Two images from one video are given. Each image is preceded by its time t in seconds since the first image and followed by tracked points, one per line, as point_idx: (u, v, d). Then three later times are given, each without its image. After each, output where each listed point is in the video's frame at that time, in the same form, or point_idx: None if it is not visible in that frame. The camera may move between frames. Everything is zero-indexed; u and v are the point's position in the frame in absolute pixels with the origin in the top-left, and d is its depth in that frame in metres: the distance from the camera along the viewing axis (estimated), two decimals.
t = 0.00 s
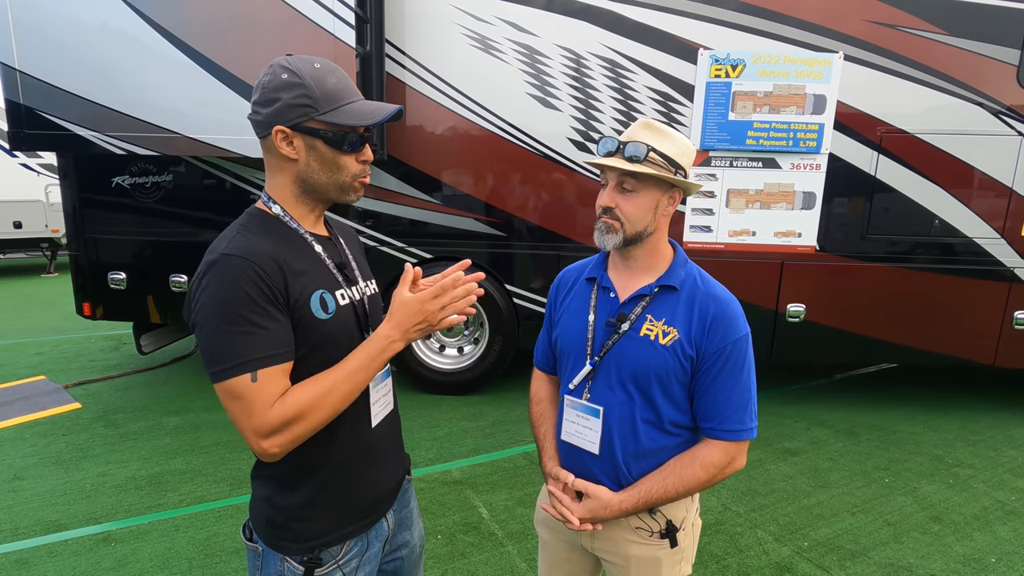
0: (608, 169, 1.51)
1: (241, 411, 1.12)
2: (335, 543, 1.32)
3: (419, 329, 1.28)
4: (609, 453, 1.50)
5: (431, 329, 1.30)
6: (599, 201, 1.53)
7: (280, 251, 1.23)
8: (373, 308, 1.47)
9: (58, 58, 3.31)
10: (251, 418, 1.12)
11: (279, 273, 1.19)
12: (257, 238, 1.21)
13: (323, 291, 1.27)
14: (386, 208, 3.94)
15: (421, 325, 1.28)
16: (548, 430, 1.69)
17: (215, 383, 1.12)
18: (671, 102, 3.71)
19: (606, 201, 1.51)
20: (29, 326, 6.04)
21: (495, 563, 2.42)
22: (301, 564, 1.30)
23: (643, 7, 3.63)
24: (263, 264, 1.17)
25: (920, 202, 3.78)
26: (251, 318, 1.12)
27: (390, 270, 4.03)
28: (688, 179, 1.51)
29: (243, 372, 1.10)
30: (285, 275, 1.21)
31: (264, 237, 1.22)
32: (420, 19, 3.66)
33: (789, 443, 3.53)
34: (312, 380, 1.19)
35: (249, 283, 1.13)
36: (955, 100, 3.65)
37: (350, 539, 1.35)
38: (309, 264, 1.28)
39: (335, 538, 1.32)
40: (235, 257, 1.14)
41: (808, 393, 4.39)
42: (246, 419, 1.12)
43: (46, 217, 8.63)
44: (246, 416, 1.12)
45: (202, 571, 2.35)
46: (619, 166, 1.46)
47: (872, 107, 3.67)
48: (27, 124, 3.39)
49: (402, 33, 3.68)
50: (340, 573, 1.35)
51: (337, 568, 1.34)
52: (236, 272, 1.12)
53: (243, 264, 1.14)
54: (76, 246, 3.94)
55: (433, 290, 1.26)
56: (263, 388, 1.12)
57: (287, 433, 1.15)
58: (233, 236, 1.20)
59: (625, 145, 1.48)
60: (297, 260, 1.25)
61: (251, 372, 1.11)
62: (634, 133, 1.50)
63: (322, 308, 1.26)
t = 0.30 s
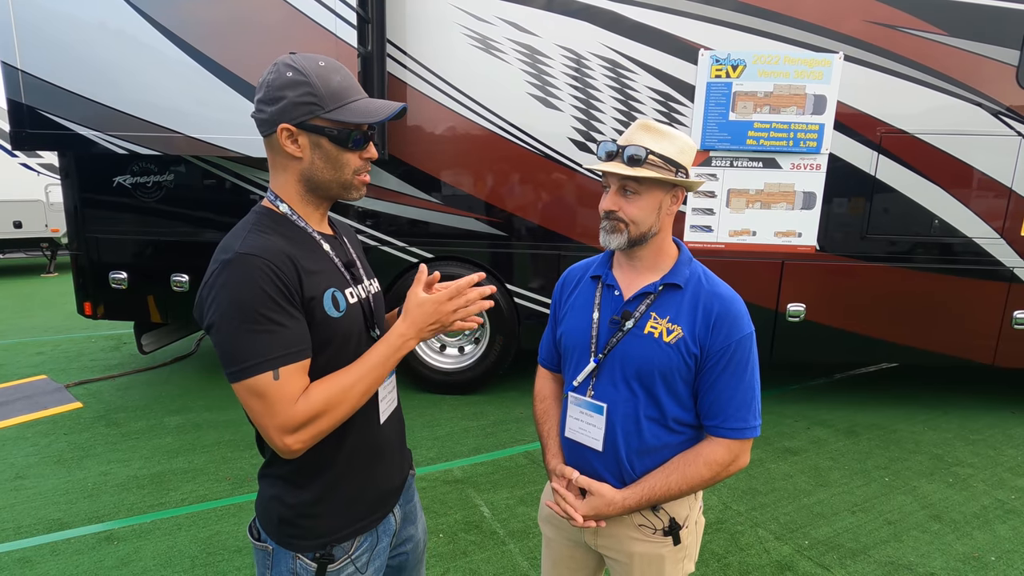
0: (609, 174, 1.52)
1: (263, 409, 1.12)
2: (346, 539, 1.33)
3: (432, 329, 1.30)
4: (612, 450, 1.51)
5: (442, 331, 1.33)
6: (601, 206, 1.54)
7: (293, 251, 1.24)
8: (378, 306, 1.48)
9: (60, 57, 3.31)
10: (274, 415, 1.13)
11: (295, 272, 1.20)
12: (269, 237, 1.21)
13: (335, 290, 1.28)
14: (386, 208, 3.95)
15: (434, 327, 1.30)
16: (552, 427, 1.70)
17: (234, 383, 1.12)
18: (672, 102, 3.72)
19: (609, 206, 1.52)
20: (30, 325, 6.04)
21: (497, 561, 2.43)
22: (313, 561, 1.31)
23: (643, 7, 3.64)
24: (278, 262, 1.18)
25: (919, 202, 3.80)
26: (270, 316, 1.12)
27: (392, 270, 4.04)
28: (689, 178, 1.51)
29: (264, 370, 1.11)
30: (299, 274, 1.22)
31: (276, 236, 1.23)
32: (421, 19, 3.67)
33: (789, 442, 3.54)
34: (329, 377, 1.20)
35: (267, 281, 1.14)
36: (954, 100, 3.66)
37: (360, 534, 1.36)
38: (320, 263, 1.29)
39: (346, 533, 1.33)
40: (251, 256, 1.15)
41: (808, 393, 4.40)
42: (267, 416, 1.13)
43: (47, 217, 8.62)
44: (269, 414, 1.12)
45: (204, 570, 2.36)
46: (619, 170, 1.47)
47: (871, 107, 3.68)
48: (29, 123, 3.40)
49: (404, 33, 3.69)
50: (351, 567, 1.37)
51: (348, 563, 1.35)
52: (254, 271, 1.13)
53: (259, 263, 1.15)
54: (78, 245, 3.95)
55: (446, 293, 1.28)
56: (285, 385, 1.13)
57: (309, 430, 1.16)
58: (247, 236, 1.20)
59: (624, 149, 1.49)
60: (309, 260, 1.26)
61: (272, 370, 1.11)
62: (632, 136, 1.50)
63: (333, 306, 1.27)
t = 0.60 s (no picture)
0: (618, 166, 1.53)
1: (270, 407, 1.13)
2: (353, 537, 1.34)
3: (440, 337, 1.31)
4: (616, 449, 1.51)
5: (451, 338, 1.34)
6: (608, 198, 1.55)
7: (303, 251, 1.24)
8: (384, 306, 1.49)
9: (62, 58, 3.32)
10: (281, 414, 1.13)
11: (305, 273, 1.21)
12: (280, 237, 1.22)
13: (344, 291, 1.29)
14: (388, 208, 3.96)
15: (443, 334, 1.31)
16: (555, 427, 1.71)
17: (244, 382, 1.13)
18: (673, 102, 3.73)
19: (615, 197, 1.53)
20: (32, 325, 6.06)
21: (500, 560, 2.44)
22: (321, 559, 1.31)
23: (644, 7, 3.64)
24: (289, 262, 1.19)
25: (921, 202, 3.80)
26: (280, 317, 1.13)
27: (394, 269, 4.05)
28: (695, 176, 1.53)
29: (272, 369, 1.11)
30: (309, 274, 1.22)
31: (286, 236, 1.24)
32: (423, 20, 3.68)
33: (790, 441, 3.55)
34: (337, 378, 1.21)
35: (277, 281, 1.14)
36: (955, 100, 3.67)
37: (368, 532, 1.37)
38: (329, 263, 1.30)
39: (354, 531, 1.34)
40: (262, 256, 1.16)
41: (810, 392, 4.41)
42: (275, 415, 1.13)
43: (49, 217, 8.63)
44: (276, 413, 1.13)
45: (208, 568, 2.37)
46: (628, 162, 1.48)
47: (873, 107, 3.68)
48: (32, 123, 3.40)
49: (406, 33, 3.70)
50: (359, 565, 1.37)
51: (356, 561, 1.36)
52: (265, 271, 1.14)
53: (270, 263, 1.15)
54: (80, 245, 3.96)
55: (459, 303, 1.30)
56: (294, 384, 1.13)
57: (316, 430, 1.17)
58: (259, 237, 1.21)
59: (634, 142, 1.49)
60: (319, 260, 1.27)
61: (281, 370, 1.12)
62: (643, 131, 1.51)
63: (342, 307, 1.28)
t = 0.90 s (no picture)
0: (614, 175, 1.54)
1: (271, 405, 1.14)
2: (357, 535, 1.34)
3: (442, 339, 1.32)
4: (618, 447, 1.52)
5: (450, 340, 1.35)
6: (608, 206, 1.55)
7: (307, 251, 1.25)
8: (390, 304, 1.49)
9: (65, 58, 3.33)
10: (282, 411, 1.14)
11: (308, 272, 1.22)
12: (284, 236, 1.23)
13: (347, 290, 1.30)
14: (390, 208, 3.97)
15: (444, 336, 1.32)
16: (558, 425, 1.71)
17: (245, 380, 1.14)
18: (675, 102, 3.73)
19: (615, 206, 1.54)
20: (35, 324, 6.08)
21: (502, 558, 2.44)
22: (324, 556, 1.32)
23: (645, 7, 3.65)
24: (292, 261, 1.19)
25: (922, 202, 3.80)
26: (281, 316, 1.14)
27: (396, 269, 4.06)
28: (694, 177, 1.53)
29: (272, 368, 1.12)
30: (312, 274, 1.23)
31: (290, 235, 1.25)
32: (425, 20, 3.68)
33: (792, 441, 3.55)
34: (339, 377, 1.22)
35: (279, 280, 1.15)
36: (957, 100, 3.67)
37: (372, 530, 1.37)
38: (333, 263, 1.30)
39: (358, 529, 1.34)
40: (266, 256, 1.16)
41: (811, 392, 4.41)
42: (277, 412, 1.14)
43: (51, 217, 8.63)
44: (277, 410, 1.14)
45: (212, 566, 2.38)
46: (624, 172, 1.49)
47: (875, 106, 3.69)
48: (36, 123, 3.42)
49: (407, 34, 3.70)
50: (362, 563, 1.38)
51: (359, 558, 1.36)
52: (268, 271, 1.15)
53: (273, 262, 1.16)
54: (83, 245, 3.97)
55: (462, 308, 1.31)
56: (294, 383, 1.14)
57: (317, 428, 1.18)
58: (264, 236, 1.22)
59: (628, 149, 1.50)
60: (323, 260, 1.28)
61: (281, 368, 1.13)
62: (635, 137, 1.52)
63: (344, 306, 1.29)
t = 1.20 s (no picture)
0: (617, 165, 1.54)
1: (270, 402, 1.15)
2: (358, 531, 1.35)
3: (442, 340, 1.33)
4: (618, 445, 1.53)
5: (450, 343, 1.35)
6: (608, 196, 1.56)
7: (305, 249, 1.26)
8: (389, 302, 1.49)
9: (66, 57, 3.34)
10: (281, 409, 1.15)
11: (307, 270, 1.23)
12: (283, 235, 1.24)
13: (345, 288, 1.30)
14: (390, 207, 3.97)
15: (444, 338, 1.33)
16: (558, 424, 1.72)
17: (244, 377, 1.14)
18: (675, 101, 3.74)
19: (615, 195, 1.54)
20: (35, 324, 6.09)
21: (502, 557, 2.45)
22: (325, 552, 1.33)
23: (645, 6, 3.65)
24: (290, 260, 1.20)
25: (922, 201, 3.80)
26: (280, 314, 1.14)
27: (396, 268, 4.06)
28: (695, 175, 1.54)
29: (271, 366, 1.13)
30: (310, 272, 1.24)
31: (289, 234, 1.25)
32: (425, 19, 3.68)
33: (792, 440, 3.56)
34: (338, 376, 1.23)
35: (278, 279, 1.16)
36: (957, 99, 3.67)
37: (372, 527, 1.38)
38: (332, 261, 1.31)
39: (359, 525, 1.35)
40: (264, 254, 1.17)
41: (811, 391, 4.42)
42: (276, 410, 1.15)
43: (51, 216, 8.64)
44: (276, 408, 1.15)
45: (212, 565, 2.38)
46: (626, 161, 1.50)
47: (874, 105, 3.69)
48: (36, 123, 3.42)
49: (408, 33, 3.71)
50: (363, 559, 1.38)
51: (360, 555, 1.37)
52: (266, 269, 1.15)
53: (272, 260, 1.17)
54: (84, 244, 3.98)
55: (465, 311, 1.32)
56: (293, 380, 1.15)
57: (316, 426, 1.18)
58: (262, 235, 1.22)
59: (634, 142, 1.50)
60: (321, 258, 1.28)
61: (280, 366, 1.13)
62: (642, 130, 1.53)
63: (343, 304, 1.29)
